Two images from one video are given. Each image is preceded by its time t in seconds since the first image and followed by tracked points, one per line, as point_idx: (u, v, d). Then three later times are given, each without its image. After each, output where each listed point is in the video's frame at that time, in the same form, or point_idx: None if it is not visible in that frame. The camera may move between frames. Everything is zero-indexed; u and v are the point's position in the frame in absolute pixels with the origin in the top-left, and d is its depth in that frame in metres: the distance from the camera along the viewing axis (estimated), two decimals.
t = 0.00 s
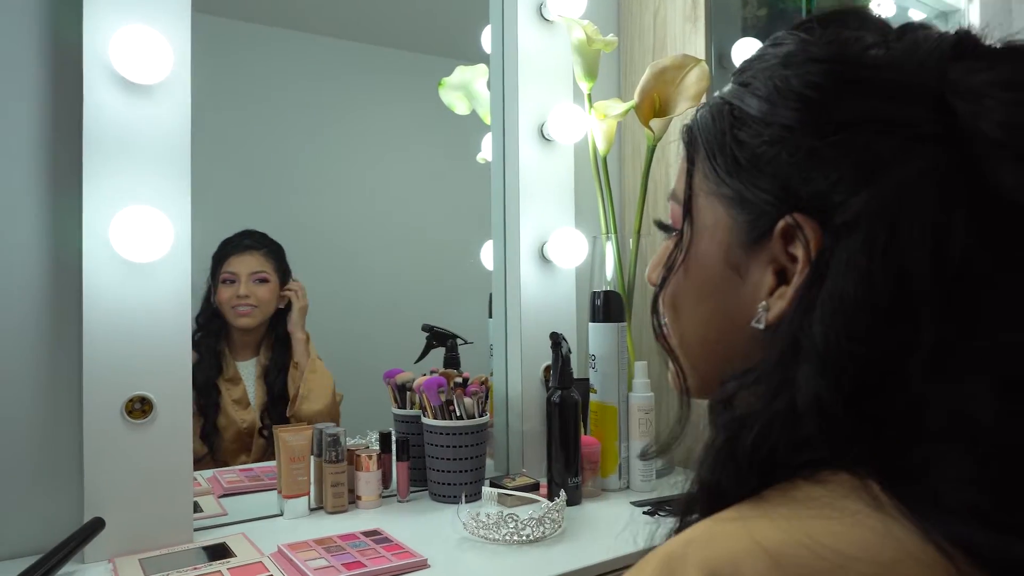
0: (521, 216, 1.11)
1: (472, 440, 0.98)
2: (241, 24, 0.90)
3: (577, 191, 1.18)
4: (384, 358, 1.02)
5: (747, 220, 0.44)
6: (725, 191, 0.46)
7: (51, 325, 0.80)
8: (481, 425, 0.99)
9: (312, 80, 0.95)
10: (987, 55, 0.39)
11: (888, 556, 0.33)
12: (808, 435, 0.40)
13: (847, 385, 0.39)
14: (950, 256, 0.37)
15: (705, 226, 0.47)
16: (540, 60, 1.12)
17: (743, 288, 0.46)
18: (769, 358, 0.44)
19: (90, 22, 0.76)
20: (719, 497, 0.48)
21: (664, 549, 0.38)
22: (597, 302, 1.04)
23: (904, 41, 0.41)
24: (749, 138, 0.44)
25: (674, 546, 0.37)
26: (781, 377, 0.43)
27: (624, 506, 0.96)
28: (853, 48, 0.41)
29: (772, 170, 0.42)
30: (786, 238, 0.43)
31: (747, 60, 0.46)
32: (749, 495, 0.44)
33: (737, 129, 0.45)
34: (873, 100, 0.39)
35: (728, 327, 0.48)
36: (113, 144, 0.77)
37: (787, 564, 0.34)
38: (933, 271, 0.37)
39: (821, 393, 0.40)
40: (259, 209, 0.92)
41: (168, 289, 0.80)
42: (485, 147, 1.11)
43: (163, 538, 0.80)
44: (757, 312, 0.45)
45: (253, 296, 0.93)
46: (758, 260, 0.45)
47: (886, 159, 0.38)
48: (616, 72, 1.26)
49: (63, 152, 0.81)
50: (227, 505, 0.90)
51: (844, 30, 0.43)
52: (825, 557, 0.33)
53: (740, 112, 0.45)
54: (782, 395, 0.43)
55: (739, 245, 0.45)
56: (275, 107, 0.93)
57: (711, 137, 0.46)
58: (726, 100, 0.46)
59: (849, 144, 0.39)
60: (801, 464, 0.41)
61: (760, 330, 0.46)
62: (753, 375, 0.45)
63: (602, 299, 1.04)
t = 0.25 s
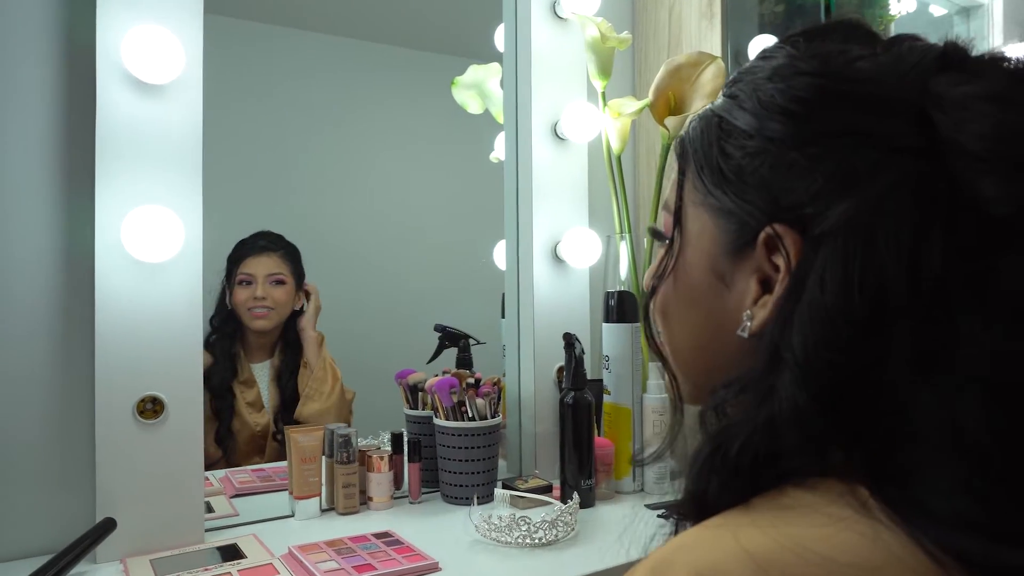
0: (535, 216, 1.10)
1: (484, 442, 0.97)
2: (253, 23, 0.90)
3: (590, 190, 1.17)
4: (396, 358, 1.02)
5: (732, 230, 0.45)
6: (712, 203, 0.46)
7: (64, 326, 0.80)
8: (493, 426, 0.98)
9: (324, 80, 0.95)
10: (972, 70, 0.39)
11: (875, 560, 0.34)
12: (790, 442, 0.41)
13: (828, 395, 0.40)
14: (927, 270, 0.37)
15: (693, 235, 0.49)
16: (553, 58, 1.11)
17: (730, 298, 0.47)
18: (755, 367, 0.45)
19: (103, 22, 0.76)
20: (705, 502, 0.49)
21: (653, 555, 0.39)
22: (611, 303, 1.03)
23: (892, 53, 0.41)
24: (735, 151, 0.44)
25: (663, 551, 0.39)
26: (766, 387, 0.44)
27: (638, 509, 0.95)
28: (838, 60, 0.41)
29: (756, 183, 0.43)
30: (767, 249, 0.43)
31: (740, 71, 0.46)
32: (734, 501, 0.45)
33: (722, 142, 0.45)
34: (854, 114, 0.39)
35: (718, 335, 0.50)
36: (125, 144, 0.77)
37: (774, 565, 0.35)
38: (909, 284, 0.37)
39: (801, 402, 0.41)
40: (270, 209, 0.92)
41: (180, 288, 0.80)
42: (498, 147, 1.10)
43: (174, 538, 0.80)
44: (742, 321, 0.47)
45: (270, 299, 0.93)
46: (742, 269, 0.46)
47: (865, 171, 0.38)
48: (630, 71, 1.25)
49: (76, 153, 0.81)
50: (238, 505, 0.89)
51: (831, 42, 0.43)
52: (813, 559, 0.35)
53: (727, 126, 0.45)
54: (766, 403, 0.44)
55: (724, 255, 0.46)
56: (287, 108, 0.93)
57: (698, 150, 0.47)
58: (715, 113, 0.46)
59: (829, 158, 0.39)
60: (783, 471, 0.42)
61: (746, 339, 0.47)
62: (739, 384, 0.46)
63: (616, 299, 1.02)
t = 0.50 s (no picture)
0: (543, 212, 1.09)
1: (491, 440, 0.96)
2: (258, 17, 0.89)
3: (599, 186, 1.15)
4: (402, 355, 1.01)
5: (728, 224, 0.44)
6: (708, 197, 0.45)
7: (68, 322, 0.80)
8: (500, 424, 0.97)
9: (329, 75, 0.94)
10: (976, 56, 0.38)
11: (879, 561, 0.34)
12: (784, 440, 0.40)
13: (821, 393, 0.39)
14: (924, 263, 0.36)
15: (692, 230, 0.47)
16: (562, 52, 1.10)
17: (727, 293, 0.46)
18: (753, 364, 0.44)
19: (106, 14, 0.76)
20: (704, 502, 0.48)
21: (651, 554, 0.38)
22: (620, 300, 1.02)
23: (893, 41, 0.40)
24: (731, 144, 0.43)
25: (662, 551, 0.38)
26: (761, 384, 0.43)
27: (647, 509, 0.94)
28: (836, 48, 0.40)
29: (751, 176, 0.42)
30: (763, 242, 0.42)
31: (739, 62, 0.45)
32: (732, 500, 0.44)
33: (718, 135, 0.44)
34: (846, 103, 0.38)
35: (715, 332, 0.48)
36: (128, 137, 0.77)
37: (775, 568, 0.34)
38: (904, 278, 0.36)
39: (794, 399, 0.40)
40: (275, 205, 0.91)
41: (183, 284, 0.79)
42: (506, 142, 1.09)
43: (178, 536, 0.79)
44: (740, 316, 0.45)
45: (278, 297, 0.93)
46: (739, 263, 0.44)
47: (857, 161, 0.37)
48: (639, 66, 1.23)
49: (80, 148, 0.80)
50: (242, 503, 0.88)
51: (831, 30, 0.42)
52: (814, 560, 0.34)
53: (724, 119, 0.44)
54: (761, 402, 0.43)
55: (721, 249, 0.45)
56: (292, 103, 0.92)
57: (692, 144, 0.46)
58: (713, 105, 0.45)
59: (824, 149, 0.38)
60: (779, 470, 0.41)
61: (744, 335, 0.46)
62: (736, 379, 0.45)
63: (624, 296, 1.02)
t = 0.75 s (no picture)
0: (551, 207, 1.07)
1: (499, 439, 0.94)
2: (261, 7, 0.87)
3: (609, 181, 1.13)
4: (407, 353, 0.99)
5: (738, 213, 0.42)
6: (720, 183, 0.43)
7: (66, 318, 0.78)
8: (509, 423, 0.95)
9: (334, 66, 0.92)
10: (1012, 32, 0.35)
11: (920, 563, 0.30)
12: (797, 444, 0.38)
13: (835, 394, 0.37)
14: (946, 256, 0.33)
15: (703, 216, 0.45)
16: (570, 44, 1.07)
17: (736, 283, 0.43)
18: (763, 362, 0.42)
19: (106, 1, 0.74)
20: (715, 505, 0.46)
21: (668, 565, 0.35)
22: (631, 296, 1.00)
23: (921, 13, 0.37)
24: (744, 128, 0.41)
25: (679, 560, 0.34)
26: (772, 383, 0.41)
27: (659, 510, 0.92)
28: (860, 23, 0.37)
29: (762, 163, 0.39)
30: (774, 228, 0.40)
31: (762, 37, 0.42)
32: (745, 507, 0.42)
33: (731, 121, 0.42)
34: (861, 85, 0.36)
35: (722, 326, 0.45)
36: (128, 127, 0.75)
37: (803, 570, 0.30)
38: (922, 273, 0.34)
39: (805, 401, 0.38)
40: (279, 199, 0.89)
41: (184, 278, 0.77)
42: (513, 137, 1.07)
43: (178, 536, 0.77)
44: (749, 308, 0.42)
45: (286, 291, 0.91)
46: (749, 253, 0.42)
47: (872, 147, 0.35)
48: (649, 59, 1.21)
49: (78, 140, 0.78)
50: (244, 503, 0.86)
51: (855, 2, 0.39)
52: (845, 562, 0.30)
53: (740, 99, 0.41)
54: (771, 402, 0.40)
55: (730, 238, 0.43)
56: (296, 95, 0.90)
57: (707, 128, 0.44)
58: (731, 86, 0.43)
59: (838, 133, 0.36)
60: (790, 473, 0.39)
61: (752, 331, 0.43)
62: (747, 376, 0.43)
63: (635, 292, 0.99)
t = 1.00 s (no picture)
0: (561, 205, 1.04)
1: (509, 442, 0.92)
2: None
3: (620, 178, 1.10)
4: (415, 354, 0.96)
5: (757, 206, 0.39)
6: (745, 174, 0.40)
7: (66, 319, 0.76)
8: (520, 425, 0.93)
9: (340, 60, 0.90)
10: None
11: None
12: (820, 455, 0.36)
13: (858, 401, 0.34)
14: (975, 253, 0.30)
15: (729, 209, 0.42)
16: (582, 38, 1.05)
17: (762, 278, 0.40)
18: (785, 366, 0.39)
19: None
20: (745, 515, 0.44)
21: None
22: (644, 296, 0.97)
23: None
24: (767, 114, 0.38)
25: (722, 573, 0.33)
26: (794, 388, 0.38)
27: (674, 515, 0.89)
28: None
29: (780, 153, 0.37)
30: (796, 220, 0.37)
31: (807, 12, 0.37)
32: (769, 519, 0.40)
33: (759, 111, 0.38)
34: (884, 66, 0.32)
35: (748, 323, 0.42)
36: (129, 120, 0.72)
37: None
38: (945, 270, 0.31)
39: (827, 412, 0.35)
40: (284, 196, 0.87)
41: (187, 277, 0.75)
42: (523, 133, 1.04)
43: (181, 543, 0.75)
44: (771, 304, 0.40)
45: (298, 289, 0.89)
46: (770, 246, 0.39)
47: (891, 134, 0.32)
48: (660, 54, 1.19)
49: (78, 135, 0.76)
50: (249, 507, 0.84)
51: None
52: None
53: (768, 82, 0.38)
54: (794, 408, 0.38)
55: (751, 232, 0.40)
56: (302, 90, 0.87)
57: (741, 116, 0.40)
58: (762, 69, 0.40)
59: (855, 119, 0.33)
60: (817, 485, 0.37)
61: (775, 333, 0.40)
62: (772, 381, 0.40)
63: (649, 292, 0.96)
